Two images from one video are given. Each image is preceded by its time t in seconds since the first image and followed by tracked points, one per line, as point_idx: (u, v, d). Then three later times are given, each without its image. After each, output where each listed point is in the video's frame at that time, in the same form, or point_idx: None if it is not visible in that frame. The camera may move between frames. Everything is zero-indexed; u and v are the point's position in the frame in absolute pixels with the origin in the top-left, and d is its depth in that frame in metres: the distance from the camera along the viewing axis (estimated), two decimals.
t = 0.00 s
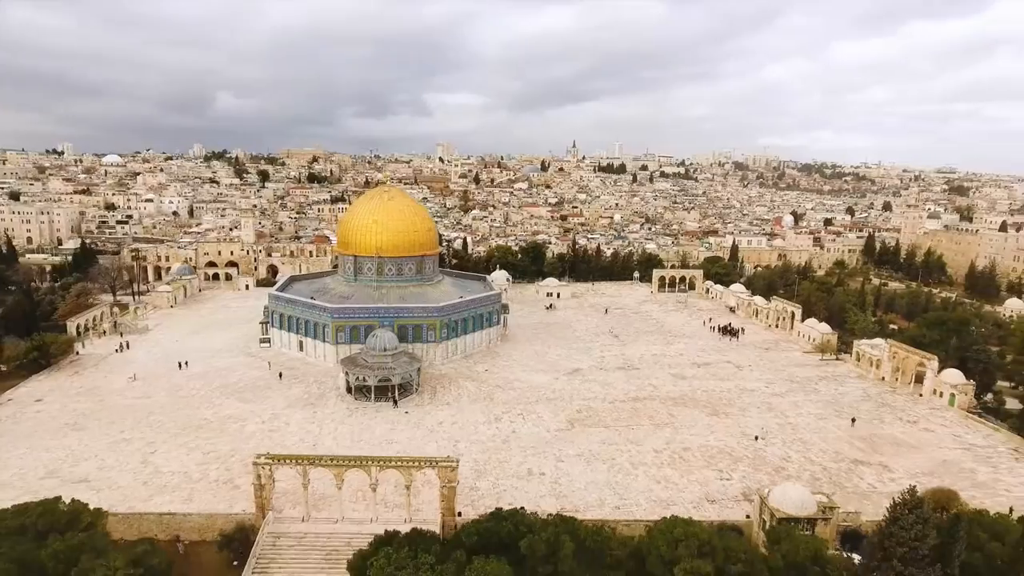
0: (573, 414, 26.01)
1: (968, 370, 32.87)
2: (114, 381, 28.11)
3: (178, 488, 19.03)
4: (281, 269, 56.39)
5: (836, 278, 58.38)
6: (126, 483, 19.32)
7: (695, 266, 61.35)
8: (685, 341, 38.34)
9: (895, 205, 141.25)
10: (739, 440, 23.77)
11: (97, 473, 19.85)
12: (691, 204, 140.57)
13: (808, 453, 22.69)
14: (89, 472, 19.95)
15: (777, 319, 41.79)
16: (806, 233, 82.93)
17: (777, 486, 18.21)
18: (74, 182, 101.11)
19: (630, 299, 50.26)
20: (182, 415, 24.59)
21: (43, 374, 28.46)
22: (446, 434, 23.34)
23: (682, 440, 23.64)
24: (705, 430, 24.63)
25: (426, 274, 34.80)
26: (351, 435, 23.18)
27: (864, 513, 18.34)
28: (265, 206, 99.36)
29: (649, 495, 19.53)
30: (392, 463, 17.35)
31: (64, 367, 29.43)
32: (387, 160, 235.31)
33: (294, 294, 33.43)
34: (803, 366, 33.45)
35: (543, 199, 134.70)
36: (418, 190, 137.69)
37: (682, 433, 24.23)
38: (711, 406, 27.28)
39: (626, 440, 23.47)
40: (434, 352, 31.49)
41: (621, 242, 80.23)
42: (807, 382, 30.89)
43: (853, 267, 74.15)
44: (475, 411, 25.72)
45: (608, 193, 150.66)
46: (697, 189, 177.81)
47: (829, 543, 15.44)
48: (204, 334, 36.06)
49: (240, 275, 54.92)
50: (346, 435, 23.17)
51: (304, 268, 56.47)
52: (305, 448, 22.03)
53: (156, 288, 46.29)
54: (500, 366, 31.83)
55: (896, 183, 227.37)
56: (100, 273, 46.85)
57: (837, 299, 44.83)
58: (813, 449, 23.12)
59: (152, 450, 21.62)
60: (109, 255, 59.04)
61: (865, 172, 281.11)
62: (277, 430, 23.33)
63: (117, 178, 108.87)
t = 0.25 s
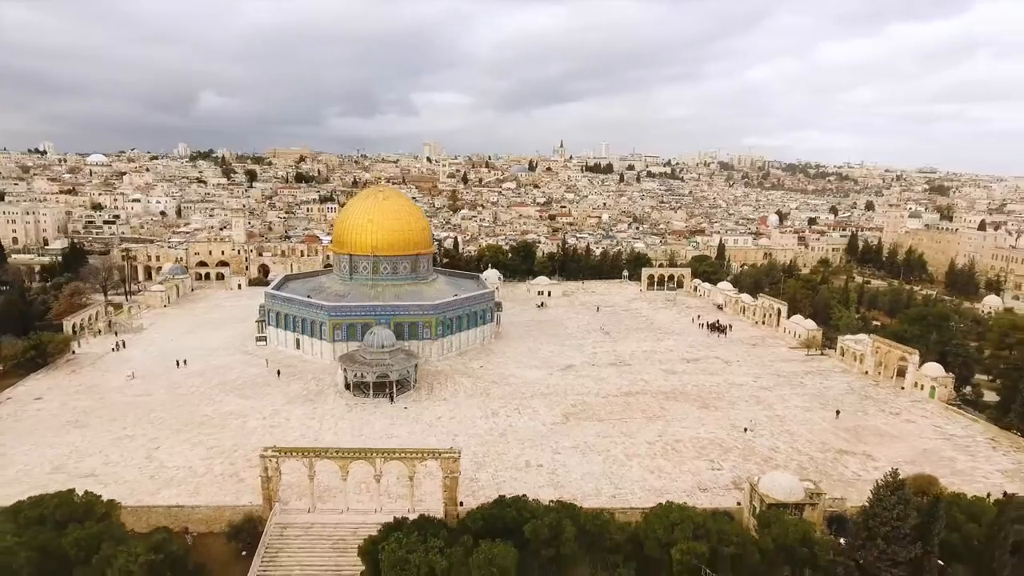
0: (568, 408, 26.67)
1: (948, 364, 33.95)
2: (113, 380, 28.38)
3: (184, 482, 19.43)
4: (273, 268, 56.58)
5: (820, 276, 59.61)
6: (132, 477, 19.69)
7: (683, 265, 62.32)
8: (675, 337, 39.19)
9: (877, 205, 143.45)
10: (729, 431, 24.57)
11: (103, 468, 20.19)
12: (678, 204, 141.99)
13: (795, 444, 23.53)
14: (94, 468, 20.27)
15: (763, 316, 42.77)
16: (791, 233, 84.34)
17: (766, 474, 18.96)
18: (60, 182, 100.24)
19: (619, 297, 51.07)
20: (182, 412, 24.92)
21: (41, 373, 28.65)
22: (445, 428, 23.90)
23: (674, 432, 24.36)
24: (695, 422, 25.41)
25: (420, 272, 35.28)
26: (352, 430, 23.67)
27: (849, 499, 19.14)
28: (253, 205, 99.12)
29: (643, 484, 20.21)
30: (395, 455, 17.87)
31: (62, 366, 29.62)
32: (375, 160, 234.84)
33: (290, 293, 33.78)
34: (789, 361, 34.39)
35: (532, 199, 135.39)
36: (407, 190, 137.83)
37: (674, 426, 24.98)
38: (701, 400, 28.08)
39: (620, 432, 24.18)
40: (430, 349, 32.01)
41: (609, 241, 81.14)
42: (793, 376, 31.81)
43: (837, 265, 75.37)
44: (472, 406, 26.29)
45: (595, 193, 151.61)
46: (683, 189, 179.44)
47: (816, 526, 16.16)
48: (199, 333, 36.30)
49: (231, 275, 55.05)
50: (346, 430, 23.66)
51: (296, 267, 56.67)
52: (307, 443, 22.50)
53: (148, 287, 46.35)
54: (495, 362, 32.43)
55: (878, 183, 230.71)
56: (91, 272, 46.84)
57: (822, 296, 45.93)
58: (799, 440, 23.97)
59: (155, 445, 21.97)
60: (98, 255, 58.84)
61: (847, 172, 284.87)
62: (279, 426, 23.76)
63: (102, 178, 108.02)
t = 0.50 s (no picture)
0: (563, 403, 27.32)
1: (929, 358, 35.03)
2: (112, 378, 28.65)
3: (190, 476, 19.83)
4: (265, 268, 56.74)
5: (806, 274, 60.76)
6: (139, 472, 20.06)
7: (672, 264, 63.23)
8: (665, 334, 39.99)
9: (860, 204, 145.72)
10: (719, 424, 25.34)
11: (109, 464, 20.54)
12: (665, 204, 143.28)
13: (783, 435, 24.35)
14: (99, 463, 20.59)
15: (751, 313, 43.71)
16: (777, 232, 85.65)
17: (756, 463, 19.71)
18: (45, 181, 99.36)
19: (610, 295, 51.82)
20: (183, 409, 25.25)
21: (39, 372, 28.84)
22: (444, 423, 24.45)
23: (666, 425, 25.09)
24: (687, 415, 26.16)
25: (415, 271, 35.79)
26: (352, 425, 24.15)
27: (835, 486, 19.97)
28: (242, 205, 98.87)
29: (638, 474, 20.91)
30: (399, 447, 18.39)
31: (59, 365, 29.80)
32: (362, 160, 234.23)
33: (286, 292, 34.15)
34: (777, 357, 35.29)
35: (521, 198, 136.04)
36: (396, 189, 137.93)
37: (666, 419, 25.72)
38: (692, 394, 28.86)
39: (614, 426, 24.86)
40: (426, 346, 32.53)
41: (599, 240, 81.99)
42: (780, 371, 32.70)
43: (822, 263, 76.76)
44: (469, 401, 26.85)
45: (583, 193, 152.47)
46: (670, 188, 180.95)
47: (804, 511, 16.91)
48: (195, 332, 36.55)
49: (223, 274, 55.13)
50: (347, 425, 24.13)
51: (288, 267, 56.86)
52: (309, 437, 22.94)
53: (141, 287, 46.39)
54: (490, 359, 33.01)
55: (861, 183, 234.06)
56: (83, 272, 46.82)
57: (808, 293, 46.96)
58: (787, 431, 24.79)
59: (159, 441, 22.32)
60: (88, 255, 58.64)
61: (831, 172, 288.46)
62: (280, 422, 24.19)
63: (88, 178, 107.18)
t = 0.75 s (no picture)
0: (559, 397, 28.06)
1: (911, 353, 36.19)
2: (114, 375, 29.02)
3: (199, 469, 20.31)
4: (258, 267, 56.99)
5: (792, 272, 61.99)
6: (149, 466, 20.53)
7: (661, 262, 64.22)
8: (656, 331, 40.87)
9: (844, 204, 147.88)
10: (711, 416, 26.21)
11: (118, 458, 20.98)
12: (653, 203, 144.57)
13: (772, 427, 25.25)
14: (108, 458, 21.03)
15: (739, 310, 44.73)
16: (764, 231, 87.03)
17: (747, 452, 20.56)
18: (31, 181, 98.60)
19: (601, 294, 52.66)
20: (187, 405, 25.68)
21: (41, 370, 29.10)
22: (444, 417, 25.10)
23: (660, 418, 25.91)
24: (679, 408, 27.00)
25: (412, 270, 36.37)
26: (355, 419, 24.73)
27: (822, 473, 20.86)
28: (232, 205, 98.71)
29: (634, 464, 21.68)
30: (405, 439, 19.02)
31: (60, 363, 30.07)
32: (351, 159, 233.70)
33: (285, 290, 34.61)
34: (765, 352, 36.27)
35: (510, 198, 136.76)
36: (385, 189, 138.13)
37: (659, 412, 26.53)
38: (684, 388, 29.71)
39: (610, 419, 25.63)
40: (423, 343, 33.14)
41: (588, 239, 82.87)
42: (769, 366, 33.66)
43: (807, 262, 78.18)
44: (468, 396, 27.52)
45: (572, 193, 153.36)
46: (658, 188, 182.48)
47: (794, 495, 17.73)
48: (193, 330, 36.88)
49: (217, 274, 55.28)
50: (350, 420, 24.71)
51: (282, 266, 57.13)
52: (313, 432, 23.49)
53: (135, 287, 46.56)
54: (486, 356, 33.68)
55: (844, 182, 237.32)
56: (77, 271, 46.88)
57: (794, 291, 48.08)
58: (776, 423, 25.69)
59: (166, 436, 22.77)
60: (80, 254, 58.54)
61: (816, 172, 291.91)
62: (284, 417, 24.71)
63: (75, 177, 106.40)
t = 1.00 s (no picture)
0: (557, 392, 28.69)
1: (898, 348, 37.14)
2: (116, 373, 29.35)
3: (208, 462, 20.74)
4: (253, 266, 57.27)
5: (782, 270, 62.98)
6: (158, 460, 20.94)
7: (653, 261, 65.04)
8: (649, 328, 41.62)
9: (832, 204, 149.60)
10: (704, 410, 26.95)
11: (127, 453, 21.40)
12: (643, 203, 145.60)
13: (763, 420, 26.03)
14: (116, 453, 21.42)
15: (730, 307, 45.58)
16: (753, 231, 88.13)
17: (740, 443, 21.29)
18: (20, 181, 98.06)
19: (594, 292, 53.36)
20: (190, 401, 26.07)
21: (42, 368, 29.35)
22: (445, 411, 25.68)
23: (655, 412, 26.63)
24: (673, 403, 27.73)
25: (409, 268, 36.88)
26: (358, 415, 25.23)
27: (812, 463, 21.62)
28: (224, 204, 98.57)
29: (631, 456, 22.36)
30: (410, 431, 19.55)
31: (61, 361, 30.33)
32: (341, 159, 233.20)
33: (284, 289, 35.00)
34: (756, 348, 37.10)
35: (502, 198, 137.31)
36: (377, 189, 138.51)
37: (654, 406, 27.24)
38: (678, 383, 30.44)
39: (606, 413, 26.30)
40: (421, 340, 33.67)
41: (580, 239, 83.62)
42: (759, 361, 34.49)
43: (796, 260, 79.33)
44: (467, 392, 28.08)
45: (563, 192, 154.10)
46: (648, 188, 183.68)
47: (785, 483, 18.44)
48: (191, 328, 37.18)
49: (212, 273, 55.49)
50: (353, 415, 25.22)
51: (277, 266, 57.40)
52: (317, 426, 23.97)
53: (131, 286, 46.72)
54: (483, 353, 34.25)
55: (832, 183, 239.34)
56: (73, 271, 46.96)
57: (784, 288, 48.99)
58: (767, 416, 26.47)
59: (173, 431, 23.17)
60: (73, 254, 58.50)
61: (804, 172, 294.59)
62: (288, 413, 25.18)
63: (64, 176, 105.83)
